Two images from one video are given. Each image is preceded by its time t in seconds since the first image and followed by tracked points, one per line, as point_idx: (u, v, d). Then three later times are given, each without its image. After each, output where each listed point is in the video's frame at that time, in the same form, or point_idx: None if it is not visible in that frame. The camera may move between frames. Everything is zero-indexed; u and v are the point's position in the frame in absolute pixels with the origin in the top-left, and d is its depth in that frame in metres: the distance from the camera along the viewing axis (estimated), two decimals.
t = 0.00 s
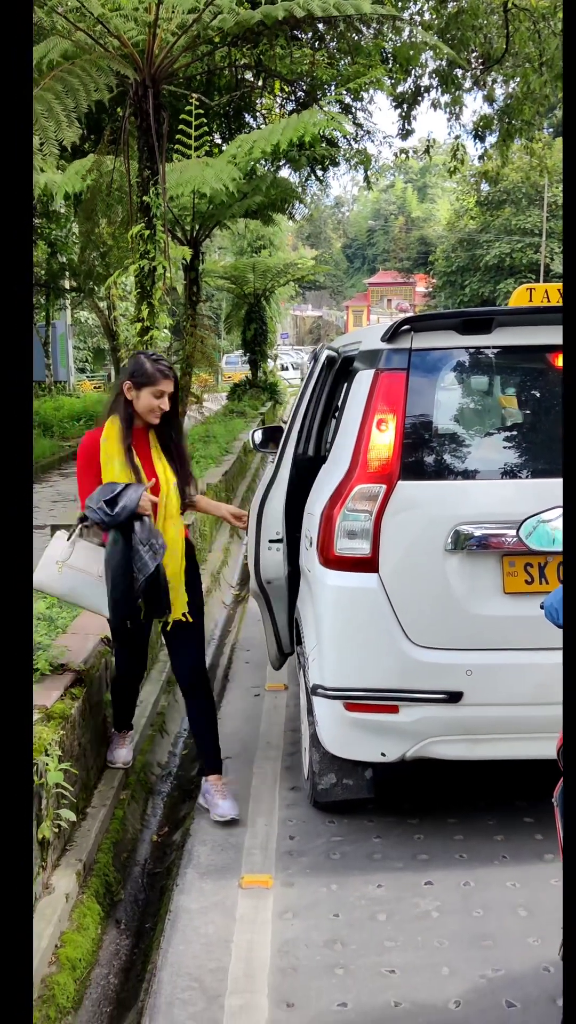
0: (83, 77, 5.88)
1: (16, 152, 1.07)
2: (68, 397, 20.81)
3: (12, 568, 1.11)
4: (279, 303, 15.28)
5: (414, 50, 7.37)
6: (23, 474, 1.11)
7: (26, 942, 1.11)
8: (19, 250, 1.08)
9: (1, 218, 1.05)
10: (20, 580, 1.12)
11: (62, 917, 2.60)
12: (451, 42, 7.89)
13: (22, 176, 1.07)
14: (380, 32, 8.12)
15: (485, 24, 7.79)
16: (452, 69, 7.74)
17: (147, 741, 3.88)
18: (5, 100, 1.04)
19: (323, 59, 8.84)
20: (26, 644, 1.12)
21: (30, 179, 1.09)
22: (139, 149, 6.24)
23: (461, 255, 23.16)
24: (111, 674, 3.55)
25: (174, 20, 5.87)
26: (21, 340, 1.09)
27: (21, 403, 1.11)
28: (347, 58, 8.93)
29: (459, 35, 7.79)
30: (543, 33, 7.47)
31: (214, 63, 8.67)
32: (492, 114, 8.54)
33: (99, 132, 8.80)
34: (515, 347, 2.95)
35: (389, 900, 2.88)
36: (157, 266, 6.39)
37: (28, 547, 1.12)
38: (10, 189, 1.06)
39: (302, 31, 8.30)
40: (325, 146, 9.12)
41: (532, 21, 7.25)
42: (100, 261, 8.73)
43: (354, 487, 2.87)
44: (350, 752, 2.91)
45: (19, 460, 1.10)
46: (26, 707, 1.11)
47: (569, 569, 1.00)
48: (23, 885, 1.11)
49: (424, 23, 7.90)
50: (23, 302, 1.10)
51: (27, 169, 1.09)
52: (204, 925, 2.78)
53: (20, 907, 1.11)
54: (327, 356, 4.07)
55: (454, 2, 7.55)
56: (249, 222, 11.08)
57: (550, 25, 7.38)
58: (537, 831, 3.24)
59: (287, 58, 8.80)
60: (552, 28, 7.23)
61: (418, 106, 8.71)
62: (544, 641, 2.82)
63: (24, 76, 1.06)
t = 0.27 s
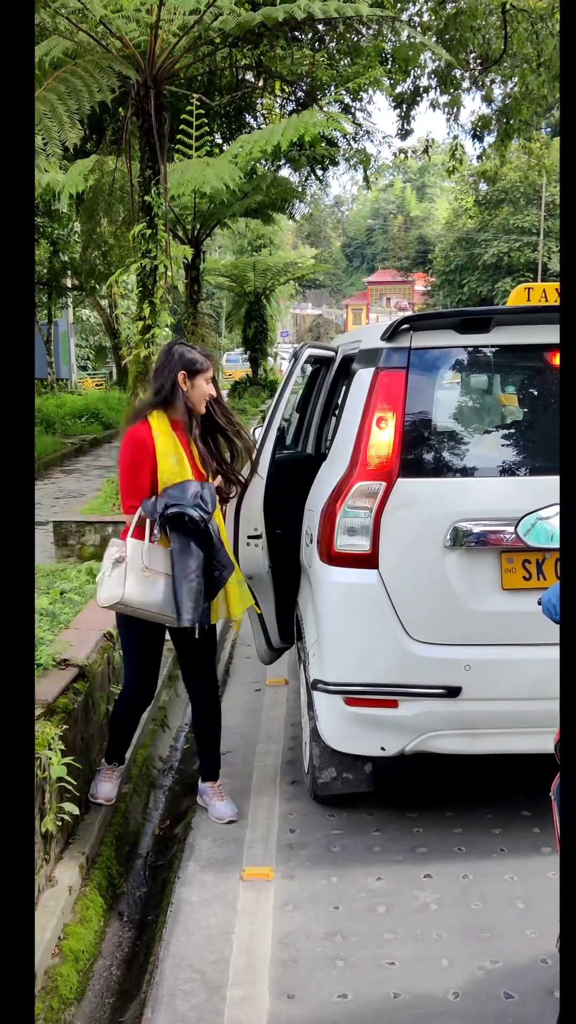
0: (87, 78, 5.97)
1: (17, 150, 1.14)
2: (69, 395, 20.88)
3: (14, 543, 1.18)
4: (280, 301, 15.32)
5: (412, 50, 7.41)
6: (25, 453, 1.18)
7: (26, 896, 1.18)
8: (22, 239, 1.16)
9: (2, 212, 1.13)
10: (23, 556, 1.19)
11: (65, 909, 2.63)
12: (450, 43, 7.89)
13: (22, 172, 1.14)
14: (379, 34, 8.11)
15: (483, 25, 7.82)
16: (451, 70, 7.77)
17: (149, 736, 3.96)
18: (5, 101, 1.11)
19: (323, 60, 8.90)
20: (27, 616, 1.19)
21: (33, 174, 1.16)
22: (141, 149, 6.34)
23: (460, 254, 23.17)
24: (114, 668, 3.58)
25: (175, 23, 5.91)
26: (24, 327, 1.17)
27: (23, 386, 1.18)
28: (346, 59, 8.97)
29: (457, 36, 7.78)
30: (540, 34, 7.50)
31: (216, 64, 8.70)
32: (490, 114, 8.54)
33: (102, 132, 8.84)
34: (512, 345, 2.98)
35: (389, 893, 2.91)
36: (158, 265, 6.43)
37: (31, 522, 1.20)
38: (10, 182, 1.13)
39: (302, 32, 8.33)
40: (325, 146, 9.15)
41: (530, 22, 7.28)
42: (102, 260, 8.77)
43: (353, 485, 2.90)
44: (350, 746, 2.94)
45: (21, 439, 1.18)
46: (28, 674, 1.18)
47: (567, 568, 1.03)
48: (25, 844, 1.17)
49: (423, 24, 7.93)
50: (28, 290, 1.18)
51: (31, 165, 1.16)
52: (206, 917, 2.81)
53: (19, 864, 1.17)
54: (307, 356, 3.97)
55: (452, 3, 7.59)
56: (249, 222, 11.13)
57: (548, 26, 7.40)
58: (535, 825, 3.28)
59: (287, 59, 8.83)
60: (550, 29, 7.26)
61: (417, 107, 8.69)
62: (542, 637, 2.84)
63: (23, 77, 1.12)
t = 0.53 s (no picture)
0: (88, 81, 6.03)
1: (17, 149, 1.16)
2: (70, 393, 20.92)
3: (14, 538, 1.21)
4: (279, 300, 15.35)
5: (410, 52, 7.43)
6: (27, 450, 1.21)
7: (28, 884, 1.21)
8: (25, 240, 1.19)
9: (2, 213, 1.15)
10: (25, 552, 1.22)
11: (67, 901, 2.66)
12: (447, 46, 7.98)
13: (23, 172, 1.17)
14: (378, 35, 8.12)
15: (480, 27, 7.85)
16: (449, 72, 7.79)
17: (150, 730, 3.99)
18: (6, 102, 1.14)
19: (322, 61, 8.92)
20: (29, 610, 1.22)
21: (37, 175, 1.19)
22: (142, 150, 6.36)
23: (458, 252, 23.18)
24: (115, 663, 3.61)
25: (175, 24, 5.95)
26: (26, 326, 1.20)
27: (23, 385, 1.20)
28: (345, 61, 9.00)
29: (455, 38, 7.83)
30: (538, 36, 7.53)
31: (216, 66, 8.72)
32: (487, 116, 8.56)
33: (103, 133, 8.84)
34: (510, 344, 3.00)
35: (387, 885, 2.94)
36: (159, 265, 6.42)
37: (33, 517, 1.23)
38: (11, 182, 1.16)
39: (301, 34, 8.34)
40: (324, 146, 9.18)
41: (528, 23, 7.31)
42: (102, 260, 8.79)
43: (352, 482, 2.93)
44: (349, 740, 2.98)
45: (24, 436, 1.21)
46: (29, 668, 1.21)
47: (568, 567, 1.05)
48: (26, 832, 1.20)
49: (421, 26, 7.96)
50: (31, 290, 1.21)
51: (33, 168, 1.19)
52: (207, 909, 2.85)
53: (18, 857, 1.20)
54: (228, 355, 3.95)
55: (450, 5, 7.63)
56: (249, 222, 11.17)
57: (545, 27, 7.42)
58: (532, 818, 3.31)
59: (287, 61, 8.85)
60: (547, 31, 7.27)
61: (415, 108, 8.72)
62: (539, 632, 2.87)
63: (24, 78, 1.15)
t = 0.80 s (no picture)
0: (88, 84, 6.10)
1: (17, 148, 1.10)
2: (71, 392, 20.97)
3: (14, 542, 1.13)
4: (279, 300, 15.38)
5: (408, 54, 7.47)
6: (28, 449, 1.14)
7: (27, 896, 1.13)
8: (24, 243, 1.12)
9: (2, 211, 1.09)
10: (25, 557, 1.14)
11: (68, 894, 2.69)
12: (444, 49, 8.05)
13: (23, 171, 1.10)
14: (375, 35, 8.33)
15: (477, 28, 7.88)
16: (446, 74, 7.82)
17: (151, 726, 4.02)
18: (5, 100, 1.08)
19: (321, 63, 8.94)
20: (29, 615, 1.15)
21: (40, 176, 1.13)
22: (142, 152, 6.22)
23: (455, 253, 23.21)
24: (116, 659, 3.64)
25: (176, 25, 5.94)
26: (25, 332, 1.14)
27: (23, 384, 1.13)
28: (344, 63, 9.04)
29: (452, 39, 7.88)
30: (535, 38, 7.58)
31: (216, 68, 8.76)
32: (484, 117, 8.60)
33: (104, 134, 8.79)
34: (506, 343, 3.04)
35: (385, 878, 2.98)
36: (159, 265, 6.29)
37: (36, 517, 1.16)
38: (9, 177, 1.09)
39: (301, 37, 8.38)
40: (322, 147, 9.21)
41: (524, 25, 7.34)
42: (103, 260, 8.82)
43: (351, 479, 2.96)
44: (348, 735, 3.01)
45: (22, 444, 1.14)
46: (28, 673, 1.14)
47: (567, 569, 1.03)
48: (27, 842, 1.13)
49: (419, 28, 8.00)
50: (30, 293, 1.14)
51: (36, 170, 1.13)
52: (206, 902, 2.88)
53: (18, 860, 1.12)
54: (190, 355, 4.03)
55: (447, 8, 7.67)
56: (248, 222, 11.20)
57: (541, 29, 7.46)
58: (528, 812, 3.35)
59: (286, 63, 8.90)
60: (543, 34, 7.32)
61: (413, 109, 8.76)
62: (534, 628, 2.91)
63: (24, 78, 1.09)
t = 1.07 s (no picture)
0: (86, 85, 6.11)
1: (17, 147, 0.99)
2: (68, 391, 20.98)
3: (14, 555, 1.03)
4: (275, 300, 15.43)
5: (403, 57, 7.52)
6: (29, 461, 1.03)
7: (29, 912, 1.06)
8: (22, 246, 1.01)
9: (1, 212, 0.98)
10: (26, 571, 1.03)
11: (65, 887, 2.72)
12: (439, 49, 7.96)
13: (23, 172, 0.99)
14: (371, 36, 8.46)
15: (472, 31, 7.93)
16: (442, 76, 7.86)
17: (147, 721, 4.05)
18: (4, 98, 0.97)
19: (317, 65, 8.99)
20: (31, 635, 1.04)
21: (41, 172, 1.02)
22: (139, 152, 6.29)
23: (449, 254, 23.21)
24: (112, 655, 3.67)
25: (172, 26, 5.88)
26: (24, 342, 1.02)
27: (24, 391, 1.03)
28: (339, 65, 9.10)
29: (447, 43, 7.87)
30: (529, 40, 7.61)
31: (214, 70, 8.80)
32: (479, 119, 8.66)
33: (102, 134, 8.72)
34: (498, 342, 3.06)
35: (378, 871, 3.01)
36: (156, 264, 6.34)
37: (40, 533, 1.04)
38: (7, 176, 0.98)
39: (297, 38, 8.40)
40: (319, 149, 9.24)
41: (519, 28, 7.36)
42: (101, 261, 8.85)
43: (344, 477, 2.98)
44: (341, 730, 3.04)
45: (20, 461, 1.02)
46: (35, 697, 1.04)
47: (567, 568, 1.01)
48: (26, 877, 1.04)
49: (415, 30, 8.05)
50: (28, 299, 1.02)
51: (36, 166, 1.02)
52: (202, 895, 2.92)
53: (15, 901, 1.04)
54: (181, 355, 4.05)
55: (443, 10, 7.74)
56: (245, 223, 11.23)
57: (535, 32, 7.48)
58: (520, 806, 3.39)
59: (283, 64, 8.90)
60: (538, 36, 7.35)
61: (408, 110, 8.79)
62: (526, 624, 2.94)
63: (25, 76, 0.99)
